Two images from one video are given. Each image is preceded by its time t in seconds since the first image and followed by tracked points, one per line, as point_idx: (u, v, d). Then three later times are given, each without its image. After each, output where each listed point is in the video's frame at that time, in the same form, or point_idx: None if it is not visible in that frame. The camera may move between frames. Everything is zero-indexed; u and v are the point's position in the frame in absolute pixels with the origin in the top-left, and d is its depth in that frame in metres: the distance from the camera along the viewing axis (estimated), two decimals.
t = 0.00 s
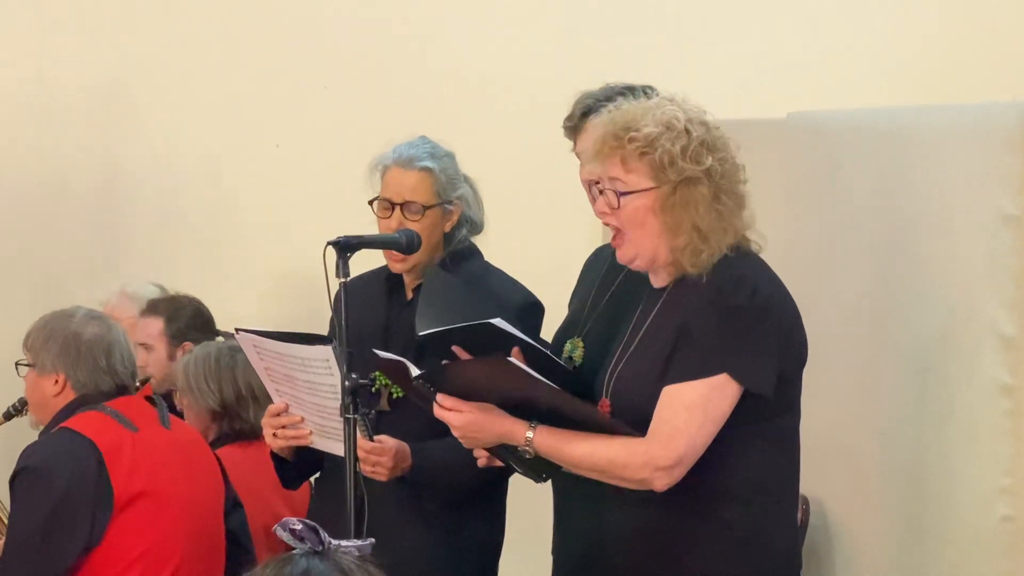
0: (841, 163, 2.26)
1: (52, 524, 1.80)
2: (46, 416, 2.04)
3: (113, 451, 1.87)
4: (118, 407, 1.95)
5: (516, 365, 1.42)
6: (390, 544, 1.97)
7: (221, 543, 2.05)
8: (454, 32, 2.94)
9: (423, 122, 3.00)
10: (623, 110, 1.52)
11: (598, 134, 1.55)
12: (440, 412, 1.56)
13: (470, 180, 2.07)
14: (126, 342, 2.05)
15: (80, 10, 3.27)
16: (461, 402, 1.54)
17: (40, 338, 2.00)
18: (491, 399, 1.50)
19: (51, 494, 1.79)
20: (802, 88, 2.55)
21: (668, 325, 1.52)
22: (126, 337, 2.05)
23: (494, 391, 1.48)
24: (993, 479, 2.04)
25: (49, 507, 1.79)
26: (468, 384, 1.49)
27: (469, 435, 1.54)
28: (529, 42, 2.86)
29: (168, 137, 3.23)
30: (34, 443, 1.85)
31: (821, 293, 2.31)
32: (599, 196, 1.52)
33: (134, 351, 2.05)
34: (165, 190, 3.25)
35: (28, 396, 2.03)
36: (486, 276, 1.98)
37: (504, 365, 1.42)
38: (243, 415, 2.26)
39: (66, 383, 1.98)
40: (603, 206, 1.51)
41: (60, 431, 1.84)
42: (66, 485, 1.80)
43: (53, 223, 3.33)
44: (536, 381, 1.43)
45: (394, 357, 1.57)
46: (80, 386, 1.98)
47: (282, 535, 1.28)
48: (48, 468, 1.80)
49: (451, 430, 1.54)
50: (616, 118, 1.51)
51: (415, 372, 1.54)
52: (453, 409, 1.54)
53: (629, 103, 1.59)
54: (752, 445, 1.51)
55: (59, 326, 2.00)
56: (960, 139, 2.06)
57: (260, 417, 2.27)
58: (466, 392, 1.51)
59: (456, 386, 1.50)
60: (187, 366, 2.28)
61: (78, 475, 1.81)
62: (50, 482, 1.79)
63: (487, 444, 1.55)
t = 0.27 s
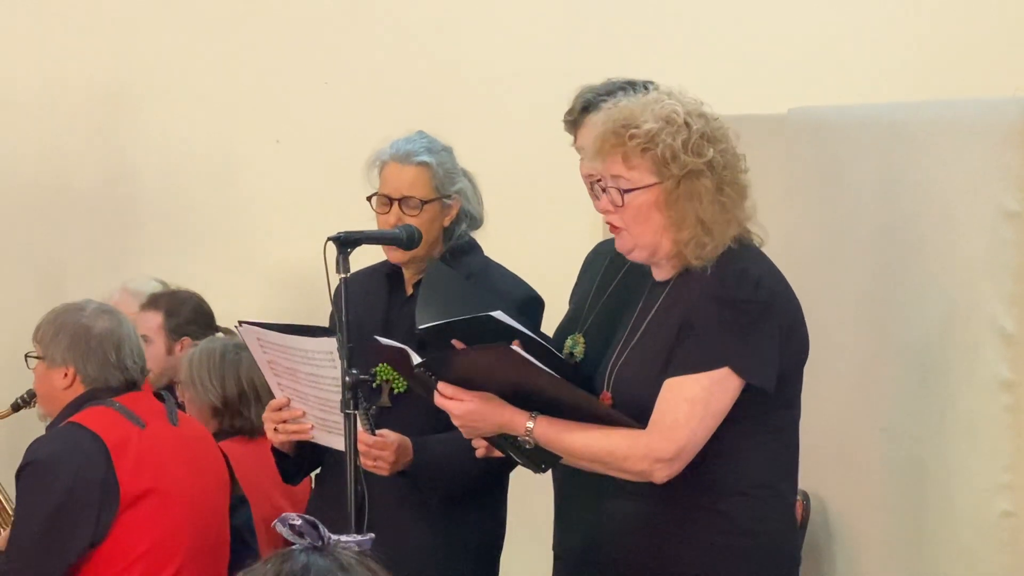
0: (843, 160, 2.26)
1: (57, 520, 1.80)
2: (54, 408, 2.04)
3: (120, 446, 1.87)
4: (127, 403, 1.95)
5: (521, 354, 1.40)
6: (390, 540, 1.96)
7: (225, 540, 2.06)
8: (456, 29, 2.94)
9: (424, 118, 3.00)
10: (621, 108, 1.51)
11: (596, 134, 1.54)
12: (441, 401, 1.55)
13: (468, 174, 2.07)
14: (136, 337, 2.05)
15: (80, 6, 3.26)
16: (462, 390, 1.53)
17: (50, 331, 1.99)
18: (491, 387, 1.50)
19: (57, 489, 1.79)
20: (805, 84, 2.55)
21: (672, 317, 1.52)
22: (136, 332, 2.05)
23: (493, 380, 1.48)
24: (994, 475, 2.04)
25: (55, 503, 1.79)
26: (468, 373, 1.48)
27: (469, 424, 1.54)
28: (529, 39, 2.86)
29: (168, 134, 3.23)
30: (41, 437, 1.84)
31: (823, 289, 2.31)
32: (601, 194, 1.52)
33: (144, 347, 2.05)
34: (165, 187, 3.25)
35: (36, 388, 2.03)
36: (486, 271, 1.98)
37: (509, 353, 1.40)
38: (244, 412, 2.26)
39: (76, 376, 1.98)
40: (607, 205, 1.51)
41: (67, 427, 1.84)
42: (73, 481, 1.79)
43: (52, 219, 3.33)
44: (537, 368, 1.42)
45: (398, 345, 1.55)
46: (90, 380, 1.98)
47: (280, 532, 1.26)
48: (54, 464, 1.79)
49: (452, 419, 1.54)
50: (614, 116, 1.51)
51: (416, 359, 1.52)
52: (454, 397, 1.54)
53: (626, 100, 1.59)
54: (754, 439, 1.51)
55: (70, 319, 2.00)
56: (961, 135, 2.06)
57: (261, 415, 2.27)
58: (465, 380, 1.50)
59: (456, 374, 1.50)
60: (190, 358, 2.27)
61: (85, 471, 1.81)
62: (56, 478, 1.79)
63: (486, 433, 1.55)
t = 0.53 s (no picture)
0: (844, 159, 2.26)
1: (62, 519, 1.79)
2: (55, 408, 2.02)
3: (126, 446, 1.87)
4: (132, 401, 1.95)
5: (524, 351, 1.39)
6: (391, 538, 1.97)
7: (228, 542, 2.06)
8: (455, 27, 2.94)
9: (424, 117, 3.00)
10: (619, 109, 1.51)
11: (597, 137, 1.54)
12: (446, 402, 1.56)
13: (466, 171, 2.07)
14: (141, 335, 2.06)
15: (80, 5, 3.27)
16: (468, 392, 1.54)
17: (56, 330, 1.99)
18: (496, 388, 1.50)
19: (63, 489, 1.79)
20: (805, 83, 2.55)
21: (675, 316, 1.51)
22: (142, 331, 2.06)
23: (496, 381, 1.49)
24: (994, 473, 2.05)
25: (61, 502, 1.79)
26: (472, 373, 1.48)
27: (474, 425, 1.55)
28: (528, 37, 2.87)
29: (168, 133, 3.23)
30: (48, 436, 1.84)
31: (824, 287, 2.31)
32: (606, 197, 1.52)
33: (149, 345, 2.06)
34: (165, 186, 3.25)
35: (39, 386, 2.01)
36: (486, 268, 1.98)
37: (511, 351, 1.39)
38: (243, 412, 2.26)
39: (82, 375, 1.98)
40: (611, 208, 1.51)
41: (74, 426, 1.84)
42: (79, 481, 1.79)
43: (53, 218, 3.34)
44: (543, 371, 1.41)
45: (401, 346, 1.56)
46: (96, 379, 1.98)
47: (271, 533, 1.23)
48: (61, 463, 1.79)
49: (457, 420, 1.55)
50: (613, 119, 1.51)
51: (421, 362, 1.53)
52: (459, 399, 1.55)
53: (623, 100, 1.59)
54: (756, 437, 1.52)
55: (76, 318, 2.00)
56: (961, 133, 2.06)
57: (260, 413, 2.27)
58: (467, 382, 1.51)
59: (461, 375, 1.50)
60: (193, 355, 2.26)
61: (91, 471, 1.81)
62: (62, 477, 1.79)
63: (491, 434, 1.55)
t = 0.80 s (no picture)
0: (844, 158, 2.26)
1: (59, 519, 1.79)
2: (54, 407, 2.03)
3: (124, 445, 1.86)
4: (127, 399, 1.94)
5: (530, 348, 1.37)
6: (391, 539, 1.96)
7: (227, 537, 2.05)
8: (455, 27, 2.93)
9: (422, 116, 3.00)
10: (620, 109, 1.50)
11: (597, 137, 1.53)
12: (449, 403, 1.55)
13: (464, 169, 2.06)
14: (138, 334, 2.04)
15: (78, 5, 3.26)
16: (471, 392, 1.53)
17: (52, 329, 1.99)
18: (500, 388, 1.50)
19: (61, 488, 1.78)
20: (806, 83, 2.54)
21: (677, 315, 1.51)
22: (138, 330, 2.04)
23: (499, 379, 1.48)
24: (994, 472, 2.04)
25: (60, 502, 1.78)
26: (475, 374, 1.48)
27: (478, 426, 1.53)
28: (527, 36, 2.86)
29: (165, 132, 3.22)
30: (47, 435, 1.83)
31: (824, 287, 2.31)
32: (608, 196, 1.52)
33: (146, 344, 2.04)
34: (162, 185, 3.24)
35: (37, 386, 2.01)
36: (484, 267, 1.98)
37: (517, 347, 1.37)
38: (240, 408, 2.24)
39: (78, 374, 1.98)
40: (613, 208, 1.50)
41: (71, 425, 1.83)
42: (77, 480, 1.79)
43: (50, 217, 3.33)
44: (549, 368, 1.41)
45: (401, 347, 1.58)
46: (92, 378, 1.97)
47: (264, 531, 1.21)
48: (59, 463, 1.79)
49: (461, 420, 1.53)
50: (614, 119, 1.50)
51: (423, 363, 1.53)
52: (462, 399, 1.53)
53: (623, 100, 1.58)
54: (757, 438, 1.51)
55: (72, 317, 2.00)
56: (962, 132, 2.06)
57: (258, 412, 2.25)
58: (468, 382, 1.51)
59: (462, 376, 1.50)
60: (192, 352, 2.25)
61: (90, 470, 1.80)
62: (60, 476, 1.78)
63: (495, 435, 1.54)
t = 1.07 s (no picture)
0: (845, 157, 2.26)
1: (63, 519, 1.81)
2: (58, 403, 2.04)
3: (129, 444, 1.88)
4: (134, 399, 1.96)
5: (528, 349, 1.42)
6: (393, 535, 1.97)
7: (228, 539, 2.07)
8: (456, 26, 2.94)
9: (424, 115, 3.00)
10: (631, 105, 1.52)
11: (607, 132, 1.55)
12: (451, 394, 1.56)
13: (461, 168, 2.07)
14: (145, 333, 2.06)
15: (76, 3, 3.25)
16: (474, 385, 1.54)
17: (60, 326, 2.00)
18: (502, 382, 1.51)
19: (65, 487, 1.80)
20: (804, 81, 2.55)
21: (680, 314, 1.51)
22: (146, 328, 2.07)
23: (505, 373, 1.49)
24: (994, 471, 2.05)
25: (64, 500, 1.80)
26: (479, 367, 1.49)
27: (479, 418, 1.54)
28: (530, 35, 2.87)
29: (167, 130, 3.23)
30: (51, 433, 1.85)
31: (824, 285, 2.31)
32: (614, 191, 1.53)
33: (153, 343, 2.07)
34: (164, 184, 3.25)
35: (43, 382, 2.03)
36: (483, 266, 1.99)
37: (515, 349, 1.43)
38: (241, 410, 2.26)
39: (85, 372, 1.99)
40: (618, 202, 1.52)
41: (76, 424, 1.85)
42: (81, 479, 1.81)
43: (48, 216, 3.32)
44: (547, 365, 1.45)
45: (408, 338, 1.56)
46: (99, 377, 1.99)
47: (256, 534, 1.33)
48: (63, 461, 1.80)
49: (462, 413, 1.54)
50: (625, 115, 1.51)
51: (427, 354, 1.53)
52: (465, 391, 1.54)
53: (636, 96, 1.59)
54: (756, 436, 1.51)
55: (81, 314, 2.01)
56: (962, 131, 2.06)
57: (259, 412, 2.27)
58: (472, 373, 1.51)
59: (466, 368, 1.51)
60: (193, 353, 2.27)
61: (93, 469, 1.82)
62: (65, 475, 1.80)
63: (496, 428, 1.56)
